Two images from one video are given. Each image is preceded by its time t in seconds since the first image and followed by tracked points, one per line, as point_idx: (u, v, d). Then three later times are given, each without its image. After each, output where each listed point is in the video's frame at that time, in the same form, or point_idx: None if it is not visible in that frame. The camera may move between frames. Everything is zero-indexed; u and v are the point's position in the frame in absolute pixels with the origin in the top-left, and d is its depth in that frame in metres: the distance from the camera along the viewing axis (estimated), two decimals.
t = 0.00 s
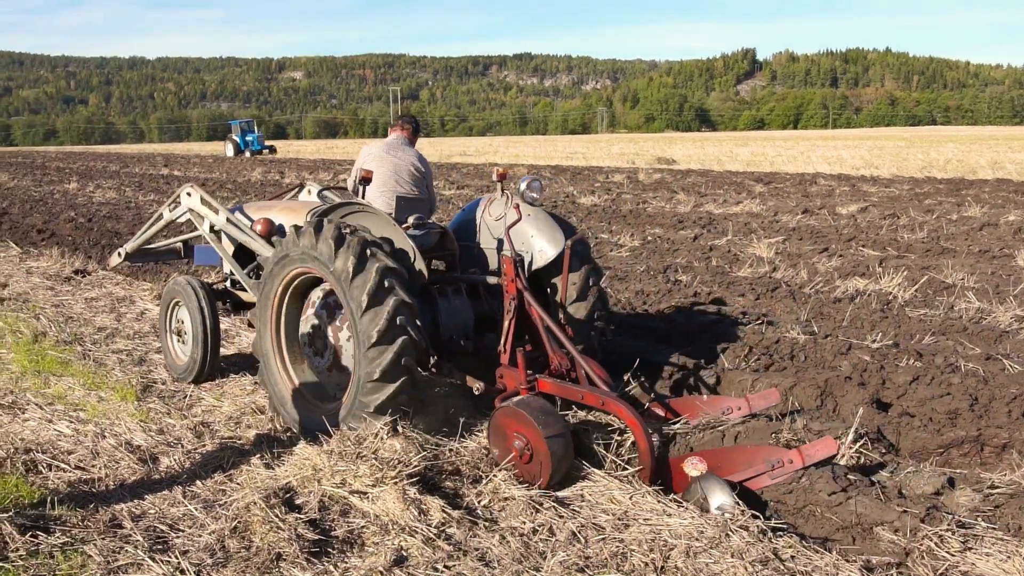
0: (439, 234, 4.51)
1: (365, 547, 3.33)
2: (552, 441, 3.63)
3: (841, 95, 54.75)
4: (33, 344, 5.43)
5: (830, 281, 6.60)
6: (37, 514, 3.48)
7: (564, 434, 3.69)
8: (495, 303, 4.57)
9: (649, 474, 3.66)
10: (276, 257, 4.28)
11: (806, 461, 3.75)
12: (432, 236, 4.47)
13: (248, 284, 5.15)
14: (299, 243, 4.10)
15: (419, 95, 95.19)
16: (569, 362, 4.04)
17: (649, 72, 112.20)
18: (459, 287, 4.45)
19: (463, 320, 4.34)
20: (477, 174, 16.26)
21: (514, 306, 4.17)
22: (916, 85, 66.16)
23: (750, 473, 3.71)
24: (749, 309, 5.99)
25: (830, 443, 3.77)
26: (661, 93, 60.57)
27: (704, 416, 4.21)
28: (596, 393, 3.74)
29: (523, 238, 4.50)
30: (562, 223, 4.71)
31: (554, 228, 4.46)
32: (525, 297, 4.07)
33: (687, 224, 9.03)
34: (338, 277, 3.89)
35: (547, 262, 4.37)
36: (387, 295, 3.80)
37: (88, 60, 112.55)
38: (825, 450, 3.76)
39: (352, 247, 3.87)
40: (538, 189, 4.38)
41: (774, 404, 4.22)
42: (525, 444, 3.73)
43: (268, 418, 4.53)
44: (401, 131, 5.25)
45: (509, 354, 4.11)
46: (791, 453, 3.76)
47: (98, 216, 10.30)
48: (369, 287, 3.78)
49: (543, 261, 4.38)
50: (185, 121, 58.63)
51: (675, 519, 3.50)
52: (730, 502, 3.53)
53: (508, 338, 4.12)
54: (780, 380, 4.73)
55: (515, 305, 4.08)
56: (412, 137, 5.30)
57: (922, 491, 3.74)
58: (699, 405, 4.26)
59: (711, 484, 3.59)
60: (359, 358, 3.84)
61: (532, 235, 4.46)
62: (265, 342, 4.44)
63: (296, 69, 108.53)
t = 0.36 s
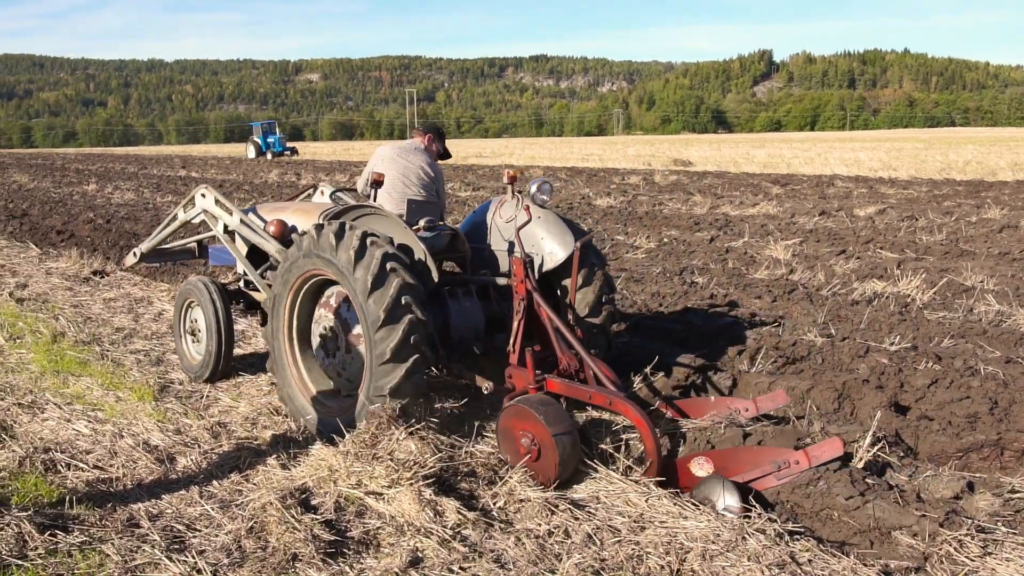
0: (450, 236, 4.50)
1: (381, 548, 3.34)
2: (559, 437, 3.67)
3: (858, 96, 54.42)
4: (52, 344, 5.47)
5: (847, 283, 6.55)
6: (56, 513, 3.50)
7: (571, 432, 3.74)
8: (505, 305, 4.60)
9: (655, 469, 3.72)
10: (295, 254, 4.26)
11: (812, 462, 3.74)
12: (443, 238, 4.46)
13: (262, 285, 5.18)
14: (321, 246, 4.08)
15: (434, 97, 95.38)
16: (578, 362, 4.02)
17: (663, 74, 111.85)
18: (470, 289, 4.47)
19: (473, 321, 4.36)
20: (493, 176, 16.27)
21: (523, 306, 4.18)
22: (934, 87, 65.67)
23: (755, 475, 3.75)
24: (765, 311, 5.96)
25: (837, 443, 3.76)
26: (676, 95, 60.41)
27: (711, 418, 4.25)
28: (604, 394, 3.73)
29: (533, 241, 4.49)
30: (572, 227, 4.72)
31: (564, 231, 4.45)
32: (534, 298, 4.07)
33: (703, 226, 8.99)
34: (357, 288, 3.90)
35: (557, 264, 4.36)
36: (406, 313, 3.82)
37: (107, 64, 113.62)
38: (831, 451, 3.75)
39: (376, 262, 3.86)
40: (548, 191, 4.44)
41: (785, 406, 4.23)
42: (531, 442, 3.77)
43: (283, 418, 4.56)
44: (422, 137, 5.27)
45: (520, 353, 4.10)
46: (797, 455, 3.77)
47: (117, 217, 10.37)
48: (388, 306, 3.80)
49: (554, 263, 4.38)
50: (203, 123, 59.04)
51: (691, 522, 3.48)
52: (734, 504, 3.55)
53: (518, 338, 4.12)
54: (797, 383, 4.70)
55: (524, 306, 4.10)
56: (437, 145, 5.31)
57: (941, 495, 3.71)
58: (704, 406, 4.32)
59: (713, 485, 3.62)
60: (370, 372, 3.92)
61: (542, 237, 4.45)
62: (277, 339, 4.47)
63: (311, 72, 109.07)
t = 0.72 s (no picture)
0: (455, 242, 4.52)
1: (388, 552, 3.34)
2: (559, 434, 3.69)
3: (865, 100, 54.33)
4: (62, 347, 5.50)
5: (855, 288, 6.54)
6: (65, 516, 3.51)
7: (571, 431, 3.74)
8: (508, 309, 4.58)
9: (655, 474, 3.72)
10: (313, 253, 4.20)
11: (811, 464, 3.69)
12: (449, 245, 4.48)
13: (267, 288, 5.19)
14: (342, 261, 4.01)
15: (440, 101, 95.56)
16: (579, 365, 4.02)
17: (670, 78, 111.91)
18: (473, 293, 4.46)
19: (477, 325, 4.35)
20: (500, 181, 16.29)
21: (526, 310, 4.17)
22: (942, 92, 65.50)
23: (754, 477, 3.71)
24: (773, 316, 5.95)
25: (836, 446, 3.70)
26: (683, 99, 60.40)
27: (712, 422, 4.20)
28: (604, 396, 3.75)
29: (537, 246, 4.48)
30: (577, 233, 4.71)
31: (568, 236, 4.44)
32: (537, 301, 4.07)
33: (710, 230, 8.99)
34: (371, 318, 3.87)
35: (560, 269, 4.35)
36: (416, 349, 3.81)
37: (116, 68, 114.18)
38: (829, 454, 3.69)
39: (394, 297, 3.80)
40: (552, 198, 4.52)
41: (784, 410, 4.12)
42: (529, 441, 3.79)
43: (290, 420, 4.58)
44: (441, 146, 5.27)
45: (521, 357, 4.11)
46: (796, 458, 3.71)
47: (126, 221, 10.41)
48: (399, 342, 3.78)
49: (558, 268, 4.37)
50: (210, 127, 59.26)
51: (699, 527, 3.47)
52: (733, 508, 3.54)
53: (519, 341, 4.13)
54: (806, 387, 4.69)
55: (526, 309, 4.09)
56: (457, 155, 5.29)
57: (950, 501, 3.69)
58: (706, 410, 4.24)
59: (714, 491, 3.60)
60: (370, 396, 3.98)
61: (545, 242, 4.44)
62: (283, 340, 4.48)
63: (319, 76, 109.50)
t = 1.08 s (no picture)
0: (452, 240, 4.50)
1: (388, 550, 3.34)
2: (552, 426, 3.71)
3: (866, 98, 54.33)
4: (62, 345, 5.49)
5: (855, 286, 6.55)
6: (65, 514, 3.51)
7: (566, 426, 3.76)
8: (505, 308, 4.55)
9: (649, 470, 3.74)
10: (320, 253, 4.13)
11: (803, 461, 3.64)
12: (445, 243, 4.46)
13: (265, 286, 5.20)
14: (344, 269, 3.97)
15: (440, 99, 95.54)
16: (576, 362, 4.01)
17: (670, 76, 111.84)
18: (471, 291, 4.47)
19: (474, 324, 4.34)
20: (501, 179, 16.29)
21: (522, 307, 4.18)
22: (943, 90, 65.47)
23: (747, 475, 3.69)
24: (773, 314, 5.95)
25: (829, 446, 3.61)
26: (684, 97, 60.30)
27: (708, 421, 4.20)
28: (599, 392, 3.76)
29: (533, 246, 4.50)
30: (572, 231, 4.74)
31: (564, 236, 4.46)
32: (533, 298, 4.08)
33: (711, 228, 8.99)
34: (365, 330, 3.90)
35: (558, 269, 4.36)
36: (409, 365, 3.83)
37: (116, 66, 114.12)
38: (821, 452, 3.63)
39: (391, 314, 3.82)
40: (548, 197, 4.49)
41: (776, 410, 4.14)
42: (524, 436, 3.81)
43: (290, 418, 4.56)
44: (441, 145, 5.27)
45: (519, 353, 4.11)
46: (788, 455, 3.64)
47: (126, 219, 10.41)
48: (395, 359, 3.82)
49: (555, 267, 4.39)
50: (211, 126, 59.25)
51: (699, 525, 3.47)
52: (729, 506, 3.56)
53: (516, 338, 4.12)
54: (806, 386, 4.69)
55: (523, 306, 4.10)
56: (455, 153, 5.28)
57: (950, 499, 3.69)
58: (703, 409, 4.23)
59: (711, 489, 3.62)
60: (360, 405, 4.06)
61: (541, 242, 4.46)
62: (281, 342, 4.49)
63: (320, 75, 109.45)
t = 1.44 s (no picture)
0: (457, 243, 4.54)
1: (394, 552, 3.34)
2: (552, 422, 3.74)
3: (872, 101, 54.24)
4: (69, 345, 5.51)
5: (862, 290, 6.53)
6: (73, 514, 3.52)
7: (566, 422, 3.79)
8: (509, 310, 4.55)
9: (652, 473, 3.78)
10: (329, 257, 4.13)
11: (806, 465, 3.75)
12: (450, 246, 4.53)
13: (270, 287, 5.20)
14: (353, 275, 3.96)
15: (446, 101, 95.62)
16: (579, 364, 4.03)
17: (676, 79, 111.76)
18: (475, 294, 4.47)
19: (478, 326, 4.41)
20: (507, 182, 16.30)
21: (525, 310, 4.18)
22: (949, 93, 65.36)
23: (750, 478, 3.74)
24: (780, 318, 5.94)
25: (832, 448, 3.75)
26: (689, 100, 60.29)
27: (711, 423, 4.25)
28: (603, 394, 3.77)
29: (538, 249, 4.49)
30: (576, 232, 4.73)
31: (569, 238, 4.46)
32: (538, 300, 4.10)
33: (717, 232, 8.99)
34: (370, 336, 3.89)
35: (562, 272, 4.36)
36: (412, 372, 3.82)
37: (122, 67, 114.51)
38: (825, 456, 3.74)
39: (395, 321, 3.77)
40: (552, 200, 4.52)
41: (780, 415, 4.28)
42: (526, 436, 3.84)
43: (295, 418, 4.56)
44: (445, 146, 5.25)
45: (522, 355, 4.13)
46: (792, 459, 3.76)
47: (133, 220, 10.43)
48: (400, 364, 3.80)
49: (559, 271, 4.39)
50: (217, 127, 59.36)
51: (705, 529, 3.47)
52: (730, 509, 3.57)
53: (520, 340, 4.14)
54: (813, 390, 4.68)
55: (527, 308, 4.11)
56: (460, 154, 5.27)
57: (957, 505, 3.68)
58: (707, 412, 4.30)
59: (714, 491, 3.63)
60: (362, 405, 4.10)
61: (545, 245, 4.46)
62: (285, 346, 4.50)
63: (325, 77, 109.69)
